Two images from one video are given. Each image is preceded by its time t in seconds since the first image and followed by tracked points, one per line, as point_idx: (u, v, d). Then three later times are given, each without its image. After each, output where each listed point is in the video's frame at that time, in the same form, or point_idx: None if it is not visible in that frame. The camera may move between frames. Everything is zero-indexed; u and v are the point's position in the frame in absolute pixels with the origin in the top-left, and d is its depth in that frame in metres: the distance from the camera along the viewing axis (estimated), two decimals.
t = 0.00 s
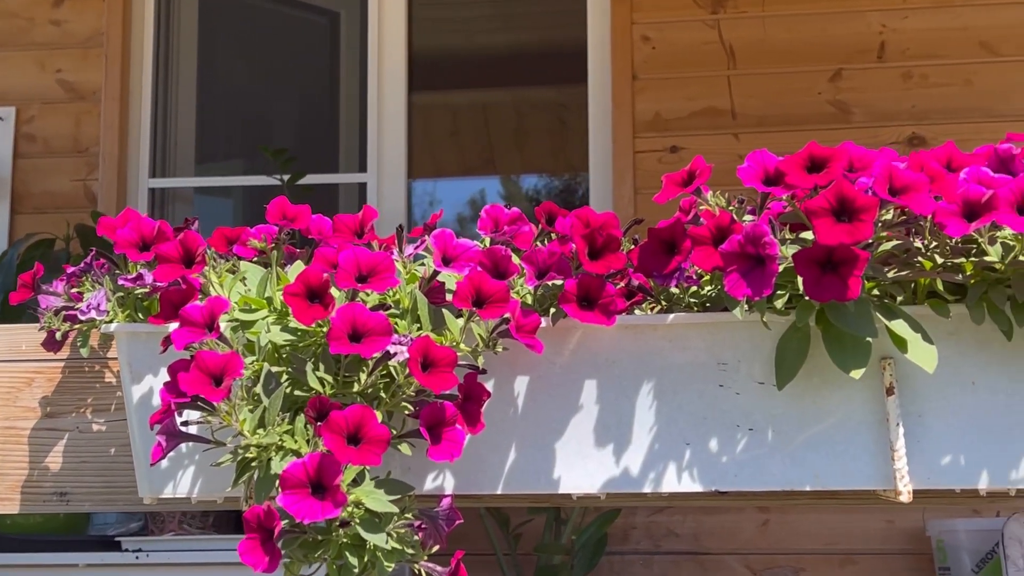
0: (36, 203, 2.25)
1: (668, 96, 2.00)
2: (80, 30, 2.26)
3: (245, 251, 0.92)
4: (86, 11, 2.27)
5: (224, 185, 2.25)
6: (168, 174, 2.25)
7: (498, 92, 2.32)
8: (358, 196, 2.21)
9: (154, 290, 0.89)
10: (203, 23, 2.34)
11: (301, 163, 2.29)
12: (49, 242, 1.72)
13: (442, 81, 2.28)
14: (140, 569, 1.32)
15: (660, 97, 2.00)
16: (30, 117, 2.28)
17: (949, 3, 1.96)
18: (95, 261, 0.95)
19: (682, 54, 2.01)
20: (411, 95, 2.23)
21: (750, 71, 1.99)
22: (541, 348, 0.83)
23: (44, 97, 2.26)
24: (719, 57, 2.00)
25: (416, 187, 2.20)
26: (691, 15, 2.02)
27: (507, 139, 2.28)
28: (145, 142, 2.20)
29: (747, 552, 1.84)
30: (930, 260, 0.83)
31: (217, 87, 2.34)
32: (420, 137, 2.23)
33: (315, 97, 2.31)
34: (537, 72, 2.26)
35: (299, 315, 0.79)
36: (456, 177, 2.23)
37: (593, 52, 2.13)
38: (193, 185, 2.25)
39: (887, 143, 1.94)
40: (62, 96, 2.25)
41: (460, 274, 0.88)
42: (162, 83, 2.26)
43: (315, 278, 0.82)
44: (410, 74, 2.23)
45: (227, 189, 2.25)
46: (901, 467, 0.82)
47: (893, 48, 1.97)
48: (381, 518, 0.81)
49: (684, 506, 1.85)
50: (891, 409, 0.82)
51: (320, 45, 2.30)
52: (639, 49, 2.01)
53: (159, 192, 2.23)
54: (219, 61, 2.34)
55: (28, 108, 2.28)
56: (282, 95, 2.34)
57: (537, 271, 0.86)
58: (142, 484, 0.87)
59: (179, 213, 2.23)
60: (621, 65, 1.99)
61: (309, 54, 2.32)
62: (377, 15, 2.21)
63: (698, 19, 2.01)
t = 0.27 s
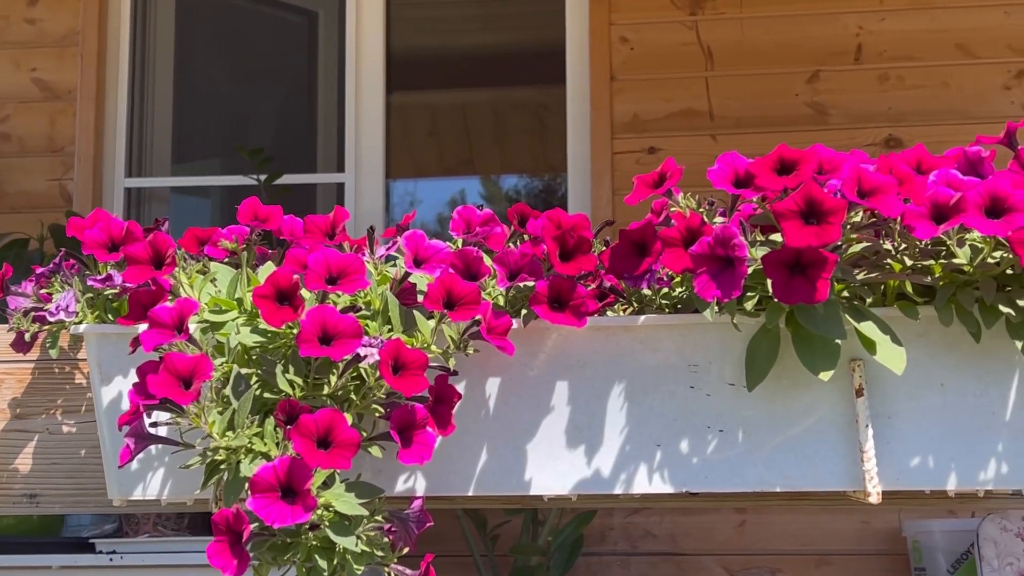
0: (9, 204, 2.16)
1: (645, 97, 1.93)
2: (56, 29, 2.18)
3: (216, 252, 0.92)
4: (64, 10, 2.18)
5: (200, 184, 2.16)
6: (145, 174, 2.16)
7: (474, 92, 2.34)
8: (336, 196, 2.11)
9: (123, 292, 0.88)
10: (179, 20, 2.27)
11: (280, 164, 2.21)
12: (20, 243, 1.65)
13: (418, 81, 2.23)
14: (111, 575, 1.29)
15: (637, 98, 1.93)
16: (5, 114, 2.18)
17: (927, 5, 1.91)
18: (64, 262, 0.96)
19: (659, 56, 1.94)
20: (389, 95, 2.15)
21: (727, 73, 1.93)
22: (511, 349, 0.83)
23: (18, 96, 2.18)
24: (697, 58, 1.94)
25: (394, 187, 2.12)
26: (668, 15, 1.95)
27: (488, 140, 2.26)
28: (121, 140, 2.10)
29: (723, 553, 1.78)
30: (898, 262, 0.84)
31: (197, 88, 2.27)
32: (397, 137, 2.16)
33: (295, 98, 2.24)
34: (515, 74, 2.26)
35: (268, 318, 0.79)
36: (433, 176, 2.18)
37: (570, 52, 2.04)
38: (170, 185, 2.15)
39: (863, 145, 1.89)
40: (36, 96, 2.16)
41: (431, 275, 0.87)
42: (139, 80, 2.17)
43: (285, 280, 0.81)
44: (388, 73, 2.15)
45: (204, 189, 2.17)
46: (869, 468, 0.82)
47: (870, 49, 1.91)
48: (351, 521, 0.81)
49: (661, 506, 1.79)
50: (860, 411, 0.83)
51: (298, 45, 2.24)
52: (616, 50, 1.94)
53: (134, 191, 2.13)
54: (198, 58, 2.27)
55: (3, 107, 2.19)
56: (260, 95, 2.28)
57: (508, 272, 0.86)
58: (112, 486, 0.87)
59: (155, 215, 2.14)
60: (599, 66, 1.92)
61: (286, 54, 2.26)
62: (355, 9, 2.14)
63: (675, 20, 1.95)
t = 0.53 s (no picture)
0: None
1: (623, 97, 1.93)
2: (29, 25, 2.15)
3: (183, 251, 0.91)
4: (36, 7, 2.17)
5: (177, 184, 2.15)
6: (119, 172, 2.15)
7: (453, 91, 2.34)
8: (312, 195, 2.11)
9: (90, 292, 0.89)
10: (155, 17, 2.25)
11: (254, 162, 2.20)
12: None
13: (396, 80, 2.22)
14: None
15: (615, 97, 1.93)
16: None
17: (903, 6, 1.91)
18: (32, 261, 0.96)
19: (639, 55, 1.94)
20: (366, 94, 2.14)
21: (706, 72, 1.93)
22: (482, 351, 0.82)
23: None
24: (675, 58, 1.94)
25: (373, 186, 2.12)
26: (647, 15, 1.95)
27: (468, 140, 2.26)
28: (95, 136, 2.09)
29: (701, 555, 1.80)
30: (870, 264, 0.83)
31: (171, 85, 2.25)
32: (373, 137, 2.14)
33: (270, 95, 2.22)
34: (495, 73, 2.25)
35: (235, 318, 0.78)
36: (411, 176, 2.18)
37: (548, 51, 2.03)
38: (145, 184, 2.15)
39: (842, 146, 1.89)
40: (9, 93, 2.13)
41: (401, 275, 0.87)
42: (113, 81, 2.15)
43: (253, 280, 0.81)
44: (365, 73, 2.13)
45: (180, 188, 2.16)
46: (842, 470, 0.81)
47: (849, 50, 1.91)
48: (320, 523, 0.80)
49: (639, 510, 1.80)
50: (832, 412, 0.82)
51: (275, 42, 2.22)
52: (595, 50, 1.94)
53: (108, 190, 2.12)
54: (173, 56, 2.26)
55: None
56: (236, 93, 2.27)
57: (480, 272, 0.86)
58: (79, 489, 0.86)
59: (130, 214, 2.14)
60: (577, 65, 1.92)
61: (263, 52, 2.24)
62: (331, 6, 2.11)
63: (653, 20, 1.94)
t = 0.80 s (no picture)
0: None
1: (604, 94, 1.91)
2: None
3: (147, 251, 0.89)
4: None
5: (148, 182, 2.10)
6: (88, 171, 2.11)
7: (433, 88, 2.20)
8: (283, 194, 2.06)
9: (51, 292, 0.87)
10: (125, 11, 2.19)
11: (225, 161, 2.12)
12: None
13: (370, 74, 2.14)
14: None
15: (594, 95, 1.91)
16: None
17: (884, 3, 1.91)
18: None
19: (619, 52, 1.92)
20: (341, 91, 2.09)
21: (685, 70, 1.91)
22: (453, 353, 0.81)
23: None
24: (655, 56, 1.92)
25: (343, 184, 2.06)
26: (627, 12, 1.93)
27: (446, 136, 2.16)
28: (62, 137, 2.06)
29: (680, 561, 1.79)
30: (846, 265, 0.82)
31: (141, 82, 2.18)
32: (347, 135, 2.09)
33: (243, 91, 2.14)
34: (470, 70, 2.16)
35: (199, 320, 0.77)
36: (391, 174, 2.11)
37: (527, 47, 2.02)
38: (114, 182, 2.10)
39: (824, 145, 1.88)
40: None
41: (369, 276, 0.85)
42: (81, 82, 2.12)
43: (217, 280, 0.79)
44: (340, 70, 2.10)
45: (152, 187, 2.11)
46: (817, 474, 0.80)
47: (830, 48, 1.90)
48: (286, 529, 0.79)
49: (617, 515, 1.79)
50: (807, 416, 0.81)
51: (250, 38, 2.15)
52: (574, 47, 1.92)
53: (76, 189, 2.08)
54: (143, 52, 2.19)
55: None
56: (207, 90, 2.18)
57: (451, 273, 0.84)
58: (40, 495, 0.84)
59: (97, 213, 2.09)
60: (556, 63, 1.90)
61: (237, 47, 2.16)
62: (305, 0, 2.09)
63: (634, 17, 1.93)
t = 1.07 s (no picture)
0: None
1: (583, 93, 1.78)
2: None
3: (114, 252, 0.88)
4: None
5: (118, 179, 1.97)
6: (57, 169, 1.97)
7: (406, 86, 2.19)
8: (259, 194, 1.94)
9: (14, 293, 0.86)
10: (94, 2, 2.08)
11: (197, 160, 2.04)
12: None
13: (345, 72, 2.07)
14: None
15: (573, 94, 1.78)
16: None
17: (866, 2, 1.80)
18: None
19: (597, 51, 1.80)
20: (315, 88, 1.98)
21: (665, 69, 1.79)
22: (423, 356, 0.79)
23: None
24: (634, 55, 1.80)
25: (317, 184, 1.94)
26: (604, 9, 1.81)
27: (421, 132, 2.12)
28: (30, 133, 1.91)
29: (657, 564, 1.73)
30: (821, 267, 0.81)
31: (112, 79, 2.10)
32: (320, 135, 1.98)
33: (215, 88, 2.08)
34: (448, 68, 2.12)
35: (162, 322, 0.75)
36: (369, 172, 2.04)
37: (503, 48, 1.91)
38: (83, 180, 1.95)
39: (804, 146, 1.76)
40: None
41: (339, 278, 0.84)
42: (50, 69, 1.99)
43: (181, 282, 0.78)
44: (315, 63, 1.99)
45: (122, 185, 1.98)
46: (790, 479, 0.79)
47: (810, 48, 1.79)
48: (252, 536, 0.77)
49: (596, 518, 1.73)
50: (781, 419, 0.80)
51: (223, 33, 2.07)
52: (552, 44, 1.79)
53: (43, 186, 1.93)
54: (114, 47, 2.10)
55: None
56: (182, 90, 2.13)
57: (421, 276, 0.83)
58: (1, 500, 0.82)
59: (65, 213, 1.94)
60: (533, 61, 1.77)
61: (210, 43, 2.09)
62: None
63: (612, 15, 1.80)
